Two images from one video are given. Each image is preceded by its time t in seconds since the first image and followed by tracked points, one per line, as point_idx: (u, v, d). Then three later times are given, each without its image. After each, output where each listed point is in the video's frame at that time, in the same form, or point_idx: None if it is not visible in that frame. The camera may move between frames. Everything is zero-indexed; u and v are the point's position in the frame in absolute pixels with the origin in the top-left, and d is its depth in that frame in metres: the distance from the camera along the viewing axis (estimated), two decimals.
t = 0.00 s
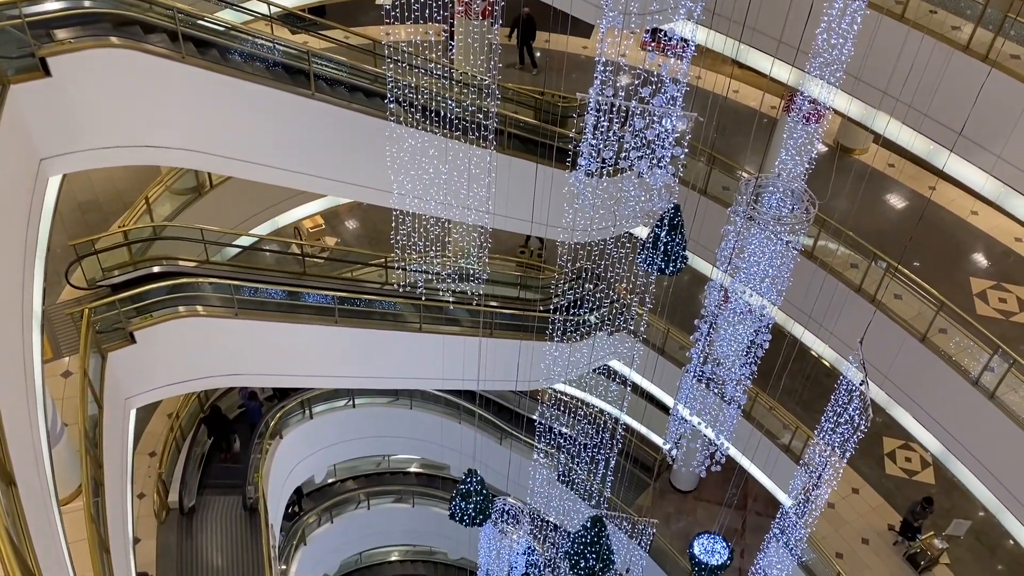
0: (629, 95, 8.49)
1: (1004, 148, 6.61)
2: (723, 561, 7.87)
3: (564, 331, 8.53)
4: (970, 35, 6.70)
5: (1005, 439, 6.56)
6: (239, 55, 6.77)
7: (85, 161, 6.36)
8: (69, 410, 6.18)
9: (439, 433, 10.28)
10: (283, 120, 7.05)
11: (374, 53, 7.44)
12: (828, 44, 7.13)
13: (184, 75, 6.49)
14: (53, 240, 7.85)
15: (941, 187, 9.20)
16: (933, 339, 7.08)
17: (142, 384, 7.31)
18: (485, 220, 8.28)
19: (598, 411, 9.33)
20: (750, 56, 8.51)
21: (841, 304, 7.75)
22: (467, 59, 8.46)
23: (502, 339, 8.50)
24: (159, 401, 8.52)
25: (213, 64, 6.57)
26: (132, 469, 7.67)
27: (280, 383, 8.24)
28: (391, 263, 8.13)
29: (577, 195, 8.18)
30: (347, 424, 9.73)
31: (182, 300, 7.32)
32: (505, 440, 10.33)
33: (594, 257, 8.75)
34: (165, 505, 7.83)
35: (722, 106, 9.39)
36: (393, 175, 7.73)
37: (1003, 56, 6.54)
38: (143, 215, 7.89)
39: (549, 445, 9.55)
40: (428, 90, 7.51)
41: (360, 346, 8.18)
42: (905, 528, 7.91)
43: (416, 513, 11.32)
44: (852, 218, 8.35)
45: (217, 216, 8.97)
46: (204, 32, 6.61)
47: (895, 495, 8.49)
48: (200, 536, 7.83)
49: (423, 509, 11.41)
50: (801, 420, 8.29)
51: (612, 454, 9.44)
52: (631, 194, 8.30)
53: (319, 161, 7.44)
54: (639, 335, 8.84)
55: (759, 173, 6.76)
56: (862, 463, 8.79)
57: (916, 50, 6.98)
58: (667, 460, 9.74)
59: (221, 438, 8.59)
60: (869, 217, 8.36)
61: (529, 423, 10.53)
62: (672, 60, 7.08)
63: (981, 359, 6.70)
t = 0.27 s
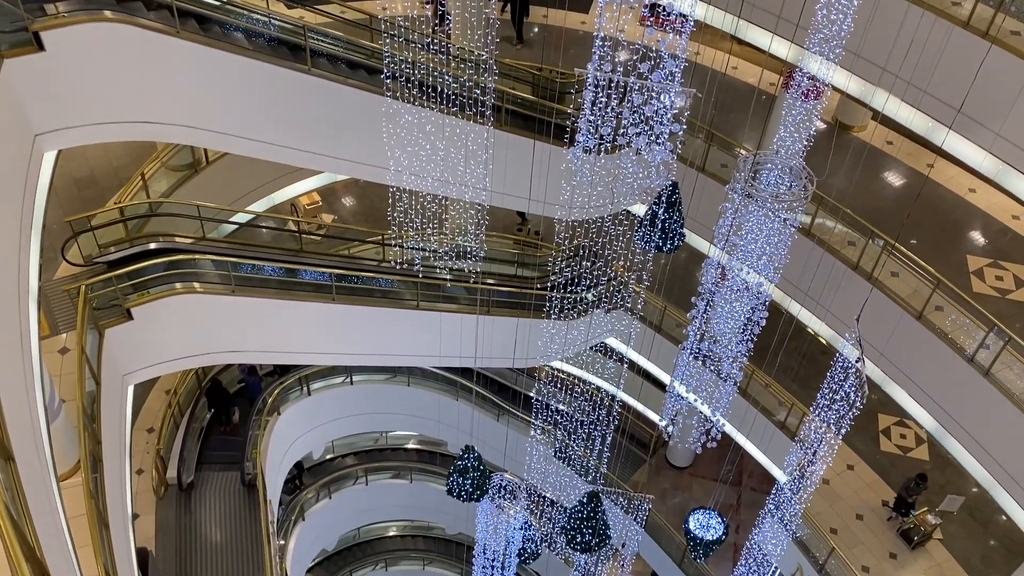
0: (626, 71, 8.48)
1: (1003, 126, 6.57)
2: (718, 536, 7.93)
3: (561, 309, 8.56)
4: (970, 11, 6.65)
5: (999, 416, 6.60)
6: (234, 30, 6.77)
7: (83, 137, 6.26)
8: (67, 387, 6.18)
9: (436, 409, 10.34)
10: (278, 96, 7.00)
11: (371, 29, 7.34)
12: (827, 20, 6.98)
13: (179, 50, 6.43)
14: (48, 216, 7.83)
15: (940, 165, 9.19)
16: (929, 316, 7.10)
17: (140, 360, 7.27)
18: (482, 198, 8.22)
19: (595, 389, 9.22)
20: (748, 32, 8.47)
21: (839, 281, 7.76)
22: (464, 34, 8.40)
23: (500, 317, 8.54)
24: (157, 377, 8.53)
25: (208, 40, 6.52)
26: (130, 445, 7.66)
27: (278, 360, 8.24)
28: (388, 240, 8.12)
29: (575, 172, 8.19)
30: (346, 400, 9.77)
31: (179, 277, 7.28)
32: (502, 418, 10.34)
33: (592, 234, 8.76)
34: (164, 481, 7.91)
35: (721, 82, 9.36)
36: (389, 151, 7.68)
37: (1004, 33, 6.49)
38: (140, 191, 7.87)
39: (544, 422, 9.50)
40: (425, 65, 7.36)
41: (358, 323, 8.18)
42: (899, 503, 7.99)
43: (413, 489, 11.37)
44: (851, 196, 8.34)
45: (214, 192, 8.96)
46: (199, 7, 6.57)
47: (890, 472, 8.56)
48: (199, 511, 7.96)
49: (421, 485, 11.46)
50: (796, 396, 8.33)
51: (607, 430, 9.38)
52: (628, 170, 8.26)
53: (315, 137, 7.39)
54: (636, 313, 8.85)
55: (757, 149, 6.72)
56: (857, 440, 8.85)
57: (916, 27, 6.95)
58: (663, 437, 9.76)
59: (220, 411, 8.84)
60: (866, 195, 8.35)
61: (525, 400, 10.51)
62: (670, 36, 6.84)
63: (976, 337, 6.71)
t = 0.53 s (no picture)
0: (625, 48, 8.51)
1: (1003, 104, 6.52)
2: (713, 513, 7.97)
3: (559, 287, 8.57)
4: None
5: (993, 394, 6.61)
6: (225, 4, 6.62)
7: (78, 113, 6.15)
8: (65, 364, 6.14)
9: (433, 386, 10.37)
10: (275, 73, 6.94)
11: (367, 4, 7.38)
12: None
13: (174, 25, 6.33)
14: (44, 193, 7.80)
15: (939, 143, 9.19)
16: (926, 295, 7.10)
17: (136, 336, 7.14)
18: (480, 174, 8.18)
19: (592, 366, 9.40)
20: (748, 9, 8.39)
21: (836, 260, 7.76)
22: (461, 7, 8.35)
23: (497, 296, 8.53)
24: (155, 354, 8.50)
25: (203, 15, 6.44)
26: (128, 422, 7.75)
27: (276, 337, 8.22)
28: (385, 218, 8.21)
29: (574, 148, 8.14)
30: (344, 377, 9.79)
31: (175, 254, 7.23)
32: (500, 394, 10.44)
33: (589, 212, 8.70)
34: (163, 458, 8.01)
35: (720, 59, 9.35)
36: (386, 128, 7.62)
37: (1005, 10, 6.44)
38: (136, 168, 7.81)
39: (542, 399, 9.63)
40: (420, 40, 7.33)
41: (355, 301, 8.17)
42: (894, 481, 8.03)
43: (410, 466, 11.52)
44: (849, 174, 8.32)
45: (210, 170, 8.93)
46: None
47: (885, 450, 8.61)
48: (197, 486, 8.04)
49: (418, 461, 11.61)
50: (793, 374, 8.36)
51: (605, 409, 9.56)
52: (626, 146, 8.16)
53: (312, 114, 7.33)
54: (633, 292, 8.84)
55: (756, 127, 6.69)
56: (853, 418, 8.90)
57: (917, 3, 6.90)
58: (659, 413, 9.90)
59: (220, 385, 8.91)
60: (865, 173, 8.33)
61: (524, 377, 10.53)
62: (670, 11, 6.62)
63: (973, 315, 6.72)
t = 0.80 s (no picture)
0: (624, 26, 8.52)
1: (1001, 81, 6.50)
2: (709, 490, 8.02)
3: (556, 266, 8.54)
4: None
5: (987, 373, 6.64)
6: None
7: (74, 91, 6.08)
8: (61, 343, 6.09)
9: (430, 365, 10.38)
10: (270, 50, 6.88)
11: None
12: None
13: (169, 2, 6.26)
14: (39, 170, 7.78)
15: (937, 122, 9.19)
16: (923, 274, 7.10)
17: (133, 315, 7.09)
18: (477, 152, 8.11)
19: (588, 345, 9.32)
20: None
21: (833, 238, 7.77)
22: None
23: (493, 274, 8.55)
24: (152, 333, 8.54)
25: None
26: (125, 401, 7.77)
27: (274, 316, 8.23)
28: (381, 196, 8.20)
29: (571, 127, 8.02)
30: (340, 355, 9.78)
31: (172, 232, 7.22)
32: (497, 373, 10.44)
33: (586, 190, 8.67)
34: (160, 436, 8.05)
35: (718, 36, 9.32)
36: (382, 106, 7.56)
37: None
38: (131, 145, 7.78)
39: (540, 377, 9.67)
40: (417, 16, 7.32)
41: (353, 280, 8.18)
42: (888, 459, 8.04)
43: (407, 444, 11.52)
44: (848, 152, 8.30)
45: (207, 148, 8.90)
46: None
47: (880, 428, 8.68)
48: (194, 464, 8.10)
49: (416, 439, 11.64)
50: (788, 352, 8.41)
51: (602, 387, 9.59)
52: (625, 124, 8.18)
53: (308, 92, 7.29)
54: (631, 271, 8.86)
55: (754, 105, 6.68)
56: (848, 396, 8.95)
57: None
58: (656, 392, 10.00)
59: (220, 359, 8.96)
60: (863, 151, 8.33)
61: (520, 357, 10.67)
62: None
63: (969, 294, 6.72)
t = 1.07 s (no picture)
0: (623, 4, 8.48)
1: (1001, 60, 6.45)
2: (705, 469, 8.06)
3: (553, 245, 8.62)
4: None
5: (983, 353, 6.65)
6: None
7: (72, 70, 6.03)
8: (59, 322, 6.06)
9: (428, 344, 10.41)
10: (266, 27, 6.82)
11: None
12: None
13: None
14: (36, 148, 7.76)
15: (937, 101, 9.16)
16: (920, 254, 7.11)
17: (130, 296, 7.09)
18: (475, 131, 8.13)
19: (587, 325, 9.45)
20: None
21: (831, 218, 7.78)
22: None
23: (491, 254, 8.56)
24: (150, 312, 8.55)
25: None
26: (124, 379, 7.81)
27: (272, 295, 8.22)
28: (379, 175, 8.09)
29: (569, 105, 8.04)
30: (338, 334, 9.78)
31: (168, 212, 7.18)
32: (494, 352, 10.53)
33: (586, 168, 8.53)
34: (159, 415, 8.09)
35: (718, 15, 9.27)
36: (379, 83, 7.52)
37: None
38: (126, 124, 7.75)
39: (537, 357, 9.73)
40: None
41: (351, 259, 8.17)
42: (884, 438, 8.04)
43: (405, 423, 11.61)
44: (846, 132, 8.29)
45: (203, 126, 8.85)
46: None
47: (876, 407, 8.73)
48: (193, 443, 8.14)
49: (413, 419, 11.71)
50: (785, 332, 8.45)
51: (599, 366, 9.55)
52: (623, 103, 8.16)
53: (305, 70, 7.23)
54: (628, 251, 8.87)
55: (753, 83, 6.59)
56: (845, 376, 8.99)
57: None
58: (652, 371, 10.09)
59: (220, 336, 8.98)
60: (862, 130, 8.30)
61: (517, 337, 10.87)
62: None
63: (966, 274, 6.71)
